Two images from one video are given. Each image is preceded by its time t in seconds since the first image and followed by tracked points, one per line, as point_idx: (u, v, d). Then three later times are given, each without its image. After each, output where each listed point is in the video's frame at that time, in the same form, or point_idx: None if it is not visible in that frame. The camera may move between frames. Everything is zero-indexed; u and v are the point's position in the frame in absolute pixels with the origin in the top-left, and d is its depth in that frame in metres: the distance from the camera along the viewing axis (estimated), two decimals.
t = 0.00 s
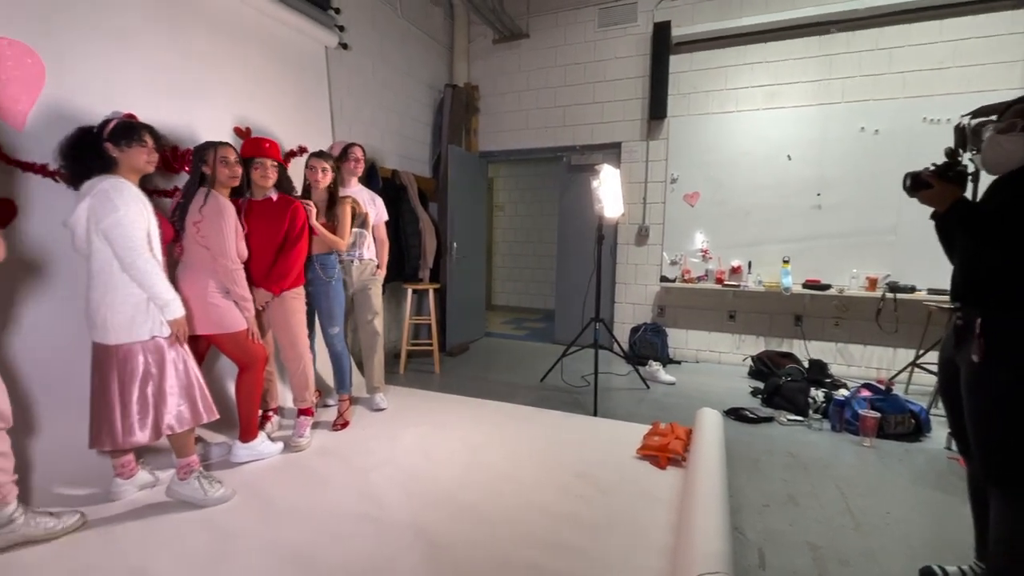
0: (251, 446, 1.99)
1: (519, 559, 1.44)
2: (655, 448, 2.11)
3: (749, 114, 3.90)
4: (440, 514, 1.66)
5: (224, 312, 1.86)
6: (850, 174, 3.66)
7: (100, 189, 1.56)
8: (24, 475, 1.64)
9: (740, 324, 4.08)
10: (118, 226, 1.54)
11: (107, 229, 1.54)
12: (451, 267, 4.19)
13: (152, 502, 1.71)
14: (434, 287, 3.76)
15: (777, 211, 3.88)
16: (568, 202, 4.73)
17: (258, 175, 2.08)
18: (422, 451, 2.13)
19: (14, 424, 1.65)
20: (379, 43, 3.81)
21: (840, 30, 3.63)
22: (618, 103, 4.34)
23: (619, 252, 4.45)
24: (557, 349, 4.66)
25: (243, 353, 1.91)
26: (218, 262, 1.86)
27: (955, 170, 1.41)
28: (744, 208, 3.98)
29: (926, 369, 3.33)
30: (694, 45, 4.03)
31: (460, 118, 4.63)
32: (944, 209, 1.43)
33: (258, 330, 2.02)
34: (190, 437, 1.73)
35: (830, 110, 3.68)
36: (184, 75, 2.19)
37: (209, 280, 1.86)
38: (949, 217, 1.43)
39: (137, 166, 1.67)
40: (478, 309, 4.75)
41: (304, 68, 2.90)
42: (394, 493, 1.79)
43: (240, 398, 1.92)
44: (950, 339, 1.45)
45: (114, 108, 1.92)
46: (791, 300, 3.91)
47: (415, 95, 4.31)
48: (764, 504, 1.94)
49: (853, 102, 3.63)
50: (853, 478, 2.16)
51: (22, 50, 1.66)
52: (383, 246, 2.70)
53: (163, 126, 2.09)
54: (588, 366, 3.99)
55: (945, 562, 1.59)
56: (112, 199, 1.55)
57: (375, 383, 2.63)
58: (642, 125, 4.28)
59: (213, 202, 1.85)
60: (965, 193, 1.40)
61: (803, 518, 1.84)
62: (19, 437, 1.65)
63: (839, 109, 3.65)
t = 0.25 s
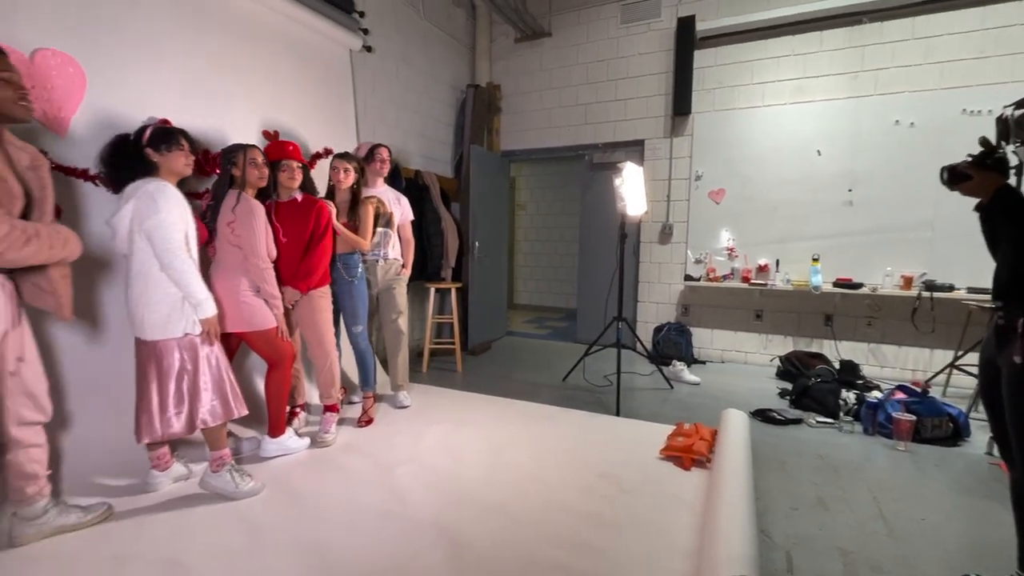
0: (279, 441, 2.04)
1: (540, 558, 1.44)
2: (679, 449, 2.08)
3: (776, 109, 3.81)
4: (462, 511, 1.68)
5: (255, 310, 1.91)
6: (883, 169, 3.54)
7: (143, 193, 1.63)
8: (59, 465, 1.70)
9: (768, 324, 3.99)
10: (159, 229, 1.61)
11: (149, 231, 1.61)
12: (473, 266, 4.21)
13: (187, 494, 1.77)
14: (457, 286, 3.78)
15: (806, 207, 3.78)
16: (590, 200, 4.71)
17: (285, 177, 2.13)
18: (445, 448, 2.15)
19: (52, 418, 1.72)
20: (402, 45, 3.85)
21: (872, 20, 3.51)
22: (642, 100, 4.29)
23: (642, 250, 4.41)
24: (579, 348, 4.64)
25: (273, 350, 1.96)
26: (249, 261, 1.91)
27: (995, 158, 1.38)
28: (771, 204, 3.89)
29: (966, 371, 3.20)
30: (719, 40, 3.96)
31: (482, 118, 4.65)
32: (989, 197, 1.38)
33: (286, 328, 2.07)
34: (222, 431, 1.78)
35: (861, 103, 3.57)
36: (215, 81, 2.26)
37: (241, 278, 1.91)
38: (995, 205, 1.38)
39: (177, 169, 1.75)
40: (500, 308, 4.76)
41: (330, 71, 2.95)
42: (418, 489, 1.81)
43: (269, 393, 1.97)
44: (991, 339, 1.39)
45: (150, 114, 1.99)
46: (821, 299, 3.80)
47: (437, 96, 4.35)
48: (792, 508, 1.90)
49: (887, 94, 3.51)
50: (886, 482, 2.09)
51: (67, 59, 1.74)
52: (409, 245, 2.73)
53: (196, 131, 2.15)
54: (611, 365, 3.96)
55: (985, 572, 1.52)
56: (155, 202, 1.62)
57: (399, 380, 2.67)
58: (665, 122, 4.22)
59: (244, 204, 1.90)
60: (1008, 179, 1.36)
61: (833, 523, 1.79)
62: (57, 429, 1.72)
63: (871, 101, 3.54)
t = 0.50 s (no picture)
0: (312, 435, 2.10)
1: (567, 555, 1.44)
2: (709, 450, 2.05)
3: (811, 101, 3.69)
4: (489, 506, 1.69)
5: (291, 307, 1.98)
6: (926, 161, 3.39)
7: (197, 196, 1.72)
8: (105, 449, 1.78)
9: (802, 323, 3.87)
10: (215, 231, 1.71)
11: (205, 233, 1.71)
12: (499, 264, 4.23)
13: (226, 483, 1.84)
14: (483, 284, 3.80)
15: (844, 202, 3.65)
16: (617, 197, 4.66)
17: (315, 177, 2.17)
18: (472, 445, 2.17)
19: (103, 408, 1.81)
20: (430, 46, 3.89)
21: (916, 6, 3.36)
22: (671, 95, 4.22)
23: (671, 248, 4.34)
24: (606, 347, 4.60)
25: (307, 346, 2.02)
26: (284, 259, 1.98)
27: None
28: (806, 200, 3.77)
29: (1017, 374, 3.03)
30: (752, 31, 3.86)
31: (508, 116, 4.66)
32: None
33: (318, 324, 2.13)
34: (264, 421, 1.89)
35: (903, 93, 3.42)
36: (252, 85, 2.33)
37: (277, 276, 1.98)
38: None
39: (219, 171, 1.84)
40: (526, 307, 4.76)
41: (360, 73, 3.01)
42: (445, 484, 1.83)
43: (303, 388, 2.03)
44: None
45: (192, 118, 2.07)
46: (859, 298, 3.67)
47: (465, 95, 4.38)
48: (828, 512, 1.84)
49: (931, 82, 3.35)
50: (930, 488, 2.00)
51: (111, 66, 1.81)
52: (439, 243, 2.75)
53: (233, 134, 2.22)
54: (638, 364, 3.92)
55: None
56: (210, 206, 1.72)
57: (427, 378, 2.70)
58: (695, 116, 4.14)
59: (278, 204, 1.96)
60: None
61: (871, 529, 1.73)
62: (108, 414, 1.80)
63: (914, 91, 3.39)
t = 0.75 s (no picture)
0: (340, 429, 2.14)
1: (591, 554, 1.44)
2: (737, 451, 2.01)
3: (845, 92, 3.57)
4: (513, 503, 1.70)
5: (321, 305, 2.03)
6: (969, 153, 3.25)
7: (236, 198, 1.77)
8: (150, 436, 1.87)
9: (835, 321, 3.76)
10: (253, 232, 1.76)
11: (243, 234, 1.76)
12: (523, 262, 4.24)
13: (259, 475, 1.90)
14: (507, 282, 3.81)
15: (879, 196, 3.52)
16: (643, 194, 4.61)
17: (341, 178, 2.21)
18: (496, 442, 2.18)
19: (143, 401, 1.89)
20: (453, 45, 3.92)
21: None
22: (697, 89, 4.14)
23: (697, 245, 4.27)
24: (631, 345, 4.56)
25: (335, 343, 2.06)
26: (313, 258, 2.02)
27: None
28: (839, 195, 3.65)
29: None
30: (782, 22, 3.76)
31: (532, 114, 4.65)
32: None
33: (345, 321, 2.18)
34: (297, 415, 1.95)
35: (944, 82, 3.28)
36: (282, 87, 2.38)
37: (306, 274, 2.03)
38: None
39: (253, 175, 1.89)
40: (550, 305, 4.75)
41: (386, 74, 3.05)
42: (469, 481, 1.85)
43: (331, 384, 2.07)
44: None
45: (225, 121, 2.13)
46: (896, 296, 3.54)
47: (489, 94, 4.39)
48: (862, 516, 1.79)
49: (975, 70, 3.20)
50: (971, 494, 1.92)
51: (151, 73, 1.88)
52: (464, 241, 2.77)
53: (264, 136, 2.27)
54: (664, 363, 3.87)
55: None
56: (247, 207, 1.77)
57: (451, 375, 2.73)
58: (723, 111, 4.05)
59: (306, 205, 2.01)
60: None
61: (908, 535, 1.67)
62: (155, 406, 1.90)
63: (956, 80, 3.24)
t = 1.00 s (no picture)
0: (369, 424, 2.19)
1: (618, 552, 1.43)
2: (769, 451, 1.96)
3: (884, 80, 3.43)
4: (539, 500, 1.70)
5: (349, 302, 2.07)
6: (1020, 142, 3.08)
7: (264, 197, 1.82)
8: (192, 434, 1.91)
9: (873, 319, 3.62)
10: (280, 229, 1.80)
11: (271, 232, 1.81)
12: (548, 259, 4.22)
13: (292, 468, 1.95)
14: (532, 279, 3.81)
15: (921, 188, 3.38)
16: (670, 189, 4.53)
17: (369, 178, 2.23)
18: (522, 439, 2.19)
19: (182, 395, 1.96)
20: (478, 42, 3.92)
21: None
22: (727, 81, 4.04)
23: (727, 240, 4.17)
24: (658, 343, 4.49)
25: (363, 339, 2.10)
26: (341, 256, 2.07)
27: None
28: (878, 187, 3.51)
29: None
30: (817, 9, 3.63)
31: (557, 110, 4.62)
32: None
33: (374, 318, 2.22)
34: (327, 409, 2.00)
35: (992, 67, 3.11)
36: (311, 89, 2.43)
37: (335, 272, 2.07)
38: None
39: (284, 176, 1.95)
40: (576, 302, 4.73)
41: (412, 73, 3.08)
42: (496, 477, 1.86)
43: (360, 378, 2.12)
44: None
45: (257, 124, 2.18)
46: (939, 292, 3.39)
47: (514, 90, 4.38)
48: (901, 521, 1.72)
49: None
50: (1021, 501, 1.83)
51: (186, 76, 1.91)
52: (490, 238, 2.78)
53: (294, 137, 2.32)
54: (692, 361, 3.80)
55: None
56: (275, 206, 1.81)
57: (477, 371, 2.75)
58: (754, 102, 3.95)
59: (334, 203, 2.05)
60: None
61: (951, 541, 1.61)
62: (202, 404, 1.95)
63: (1006, 65, 3.08)
